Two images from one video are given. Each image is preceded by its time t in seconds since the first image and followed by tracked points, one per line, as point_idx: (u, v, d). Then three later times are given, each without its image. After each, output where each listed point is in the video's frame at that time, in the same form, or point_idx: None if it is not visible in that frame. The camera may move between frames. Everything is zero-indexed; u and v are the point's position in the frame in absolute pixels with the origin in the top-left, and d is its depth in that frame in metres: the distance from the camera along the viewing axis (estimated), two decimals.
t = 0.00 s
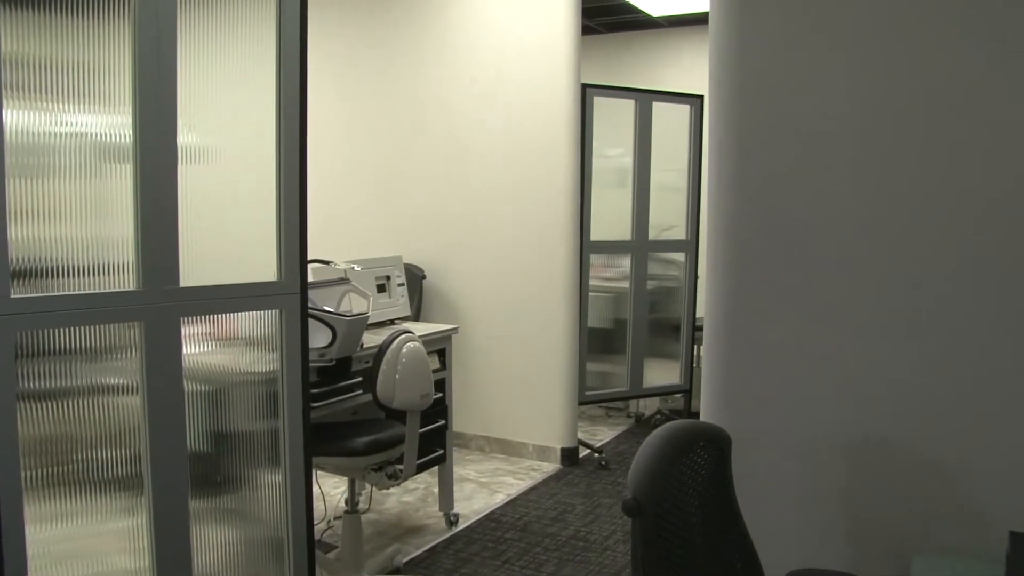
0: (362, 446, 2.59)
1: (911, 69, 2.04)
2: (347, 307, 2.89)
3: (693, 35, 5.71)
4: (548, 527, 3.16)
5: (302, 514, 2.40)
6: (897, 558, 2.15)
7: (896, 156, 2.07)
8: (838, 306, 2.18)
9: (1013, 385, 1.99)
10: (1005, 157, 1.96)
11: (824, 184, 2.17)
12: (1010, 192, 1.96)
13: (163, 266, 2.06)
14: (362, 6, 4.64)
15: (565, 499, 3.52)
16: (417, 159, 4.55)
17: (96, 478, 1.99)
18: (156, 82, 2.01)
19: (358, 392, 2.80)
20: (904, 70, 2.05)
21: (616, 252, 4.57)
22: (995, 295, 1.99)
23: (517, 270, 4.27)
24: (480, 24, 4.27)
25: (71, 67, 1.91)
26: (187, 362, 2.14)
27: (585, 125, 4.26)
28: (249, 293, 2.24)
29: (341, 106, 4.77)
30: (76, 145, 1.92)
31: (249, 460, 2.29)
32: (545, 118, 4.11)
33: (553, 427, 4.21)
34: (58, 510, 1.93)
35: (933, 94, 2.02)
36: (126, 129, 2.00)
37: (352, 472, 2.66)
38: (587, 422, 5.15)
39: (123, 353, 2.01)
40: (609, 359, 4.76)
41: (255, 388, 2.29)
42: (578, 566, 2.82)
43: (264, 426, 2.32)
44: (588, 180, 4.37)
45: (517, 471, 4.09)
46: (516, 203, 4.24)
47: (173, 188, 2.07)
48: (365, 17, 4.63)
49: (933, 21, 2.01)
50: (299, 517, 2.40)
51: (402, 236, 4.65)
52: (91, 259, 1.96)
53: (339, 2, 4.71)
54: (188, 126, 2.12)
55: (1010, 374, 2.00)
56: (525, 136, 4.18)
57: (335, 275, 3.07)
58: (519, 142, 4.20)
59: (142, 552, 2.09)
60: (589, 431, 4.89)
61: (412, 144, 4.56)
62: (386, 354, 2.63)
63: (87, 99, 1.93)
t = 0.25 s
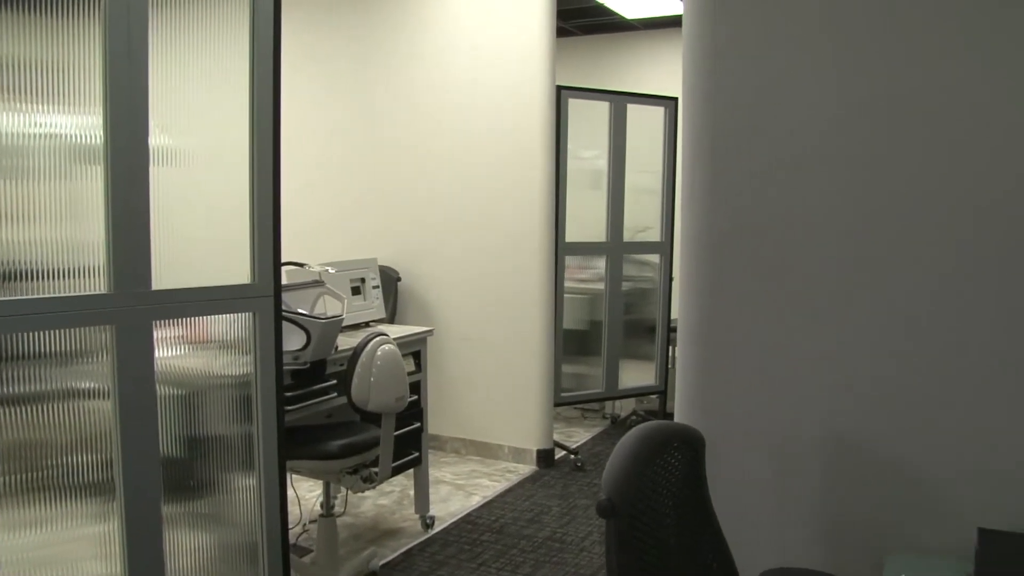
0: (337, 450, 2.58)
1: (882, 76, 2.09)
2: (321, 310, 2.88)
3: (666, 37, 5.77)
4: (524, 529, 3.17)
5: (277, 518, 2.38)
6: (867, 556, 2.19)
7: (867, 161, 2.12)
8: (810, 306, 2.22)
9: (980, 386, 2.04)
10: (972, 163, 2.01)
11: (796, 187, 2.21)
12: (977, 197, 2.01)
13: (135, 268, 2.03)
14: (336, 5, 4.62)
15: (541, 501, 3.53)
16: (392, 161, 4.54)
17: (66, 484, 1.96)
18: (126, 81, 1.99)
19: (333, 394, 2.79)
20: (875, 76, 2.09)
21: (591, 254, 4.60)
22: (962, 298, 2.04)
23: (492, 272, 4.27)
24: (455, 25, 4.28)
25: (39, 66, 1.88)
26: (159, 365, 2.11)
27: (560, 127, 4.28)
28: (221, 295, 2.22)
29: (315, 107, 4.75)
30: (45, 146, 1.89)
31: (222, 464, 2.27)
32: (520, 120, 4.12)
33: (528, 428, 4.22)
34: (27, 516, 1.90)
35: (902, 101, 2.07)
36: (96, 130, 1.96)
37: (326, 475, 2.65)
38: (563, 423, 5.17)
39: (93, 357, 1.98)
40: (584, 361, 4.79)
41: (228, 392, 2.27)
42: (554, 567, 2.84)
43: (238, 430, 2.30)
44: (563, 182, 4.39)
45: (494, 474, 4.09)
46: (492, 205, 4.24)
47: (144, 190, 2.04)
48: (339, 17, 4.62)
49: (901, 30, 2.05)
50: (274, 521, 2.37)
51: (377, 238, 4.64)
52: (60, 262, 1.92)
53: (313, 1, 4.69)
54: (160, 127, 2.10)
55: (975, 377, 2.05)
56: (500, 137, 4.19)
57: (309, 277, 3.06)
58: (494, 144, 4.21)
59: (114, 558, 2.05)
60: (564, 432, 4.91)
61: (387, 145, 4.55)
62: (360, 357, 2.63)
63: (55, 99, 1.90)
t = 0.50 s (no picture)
0: (300, 455, 2.56)
1: (840, 83, 2.10)
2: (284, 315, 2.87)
3: (630, 42, 5.85)
4: (489, 533, 3.18)
5: (240, 526, 2.35)
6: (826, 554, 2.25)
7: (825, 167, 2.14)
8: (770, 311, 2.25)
9: (952, 392, 2.04)
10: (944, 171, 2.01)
11: (756, 193, 2.23)
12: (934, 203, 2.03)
13: (93, 273, 1.99)
14: (299, 7, 4.60)
15: (506, 505, 3.54)
16: (355, 164, 4.52)
17: (22, 494, 1.91)
18: (84, 83, 1.95)
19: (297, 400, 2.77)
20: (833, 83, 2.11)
21: (555, 258, 4.64)
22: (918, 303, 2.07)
23: (456, 277, 4.28)
24: (418, 29, 4.29)
25: None
26: (118, 371, 2.08)
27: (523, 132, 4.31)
28: (182, 300, 2.19)
29: (278, 110, 4.72)
30: None
31: (184, 472, 2.24)
32: (484, 125, 4.14)
33: (493, 432, 4.23)
34: None
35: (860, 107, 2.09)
36: (54, 133, 1.93)
37: (290, 481, 2.63)
38: (528, 426, 5.20)
39: (51, 363, 1.94)
40: (549, 364, 4.83)
41: (190, 398, 2.24)
42: (519, 570, 2.85)
43: (200, 437, 2.27)
44: (527, 187, 4.42)
45: (459, 478, 4.10)
46: (455, 210, 4.25)
47: (102, 193, 2.01)
48: (301, 19, 4.59)
49: (855, 36, 2.07)
50: (237, 528, 2.35)
51: (339, 242, 4.62)
52: (16, 267, 1.88)
53: (276, 2, 4.66)
54: (118, 129, 2.07)
55: (931, 380, 2.07)
56: (462, 143, 4.21)
57: (272, 282, 3.04)
58: (457, 149, 4.22)
59: (73, 570, 2.00)
60: (530, 436, 4.94)
61: (351, 148, 4.53)
62: (323, 363, 2.62)
63: (10, 101, 1.86)
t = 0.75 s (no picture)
0: (269, 460, 2.55)
1: (806, 86, 2.09)
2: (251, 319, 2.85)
3: (600, 45, 5.90)
4: (460, 537, 3.19)
5: (208, 531, 2.34)
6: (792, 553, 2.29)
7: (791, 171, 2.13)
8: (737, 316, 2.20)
9: (940, 397, 2.01)
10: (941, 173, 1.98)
11: (723, 195, 2.20)
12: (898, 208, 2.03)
13: (58, 277, 1.96)
14: (266, 7, 4.56)
15: (476, 508, 3.55)
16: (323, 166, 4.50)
17: None
18: (47, 84, 1.92)
19: (265, 404, 2.75)
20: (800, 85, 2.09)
21: (524, 261, 4.67)
22: (884, 308, 2.06)
23: (425, 281, 4.28)
24: (386, 31, 4.28)
25: None
26: (83, 377, 2.04)
27: (491, 135, 4.33)
28: (148, 304, 2.17)
29: (243, 111, 4.68)
30: None
31: (151, 477, 2.21)
32: (452, 128, 4.15)
33: (461, 436, 4.24)
34: None
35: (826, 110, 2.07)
36: (17, 133, 1.89)
37: (258, 486, 2.61)
38: (499, 429, 5.22)
39: (15, 369, 1.90)
40: (519, 368, 4.87)
41: (156, 403, 2.22)
42: (489, 573, 2.86)
43: (166, 442, 2.25)
44: (496, 190, 4.44)
45: (429, 481, 4.10)
46: (424, 213, 4.26)
47: (66, 195, 1.98)
48: (267, 19, 4.56)
49: (855, 36, 2.03)
50: (205, 534, 2.33)
51: (306, 244, 4.59)
52: None
53: (242, 3, 4.62)
54: (82, 130, 2.04)
55: (925, 383, 2.03)
56: (430, 147, 4.21)
57: (239, 285, 3.01)
58: (425, 152, 4.23)
59: None
60: (500, 439, 4.95)
61: (318, 150, 4.51)
62: (291, 367, 2.61)
63: None
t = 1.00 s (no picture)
0: (232, 466, 2.52)
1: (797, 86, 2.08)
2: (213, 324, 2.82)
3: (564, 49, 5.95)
4: (426, 541, 3.19)
5: (170, 539, 2.30)
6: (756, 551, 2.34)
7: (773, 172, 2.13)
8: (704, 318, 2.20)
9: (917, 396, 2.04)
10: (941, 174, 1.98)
11: (689, 199, 2.22)
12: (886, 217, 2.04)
13: (14, 281, 1.92)
14: (227, 8, 4.51)
15: (442, 512, 3.55)
16: (285, 168, 4.47)
17: None
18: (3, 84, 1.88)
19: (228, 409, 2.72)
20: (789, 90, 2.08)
21: (489, 265, 4.68)
22: (866, 308, 2.07)
23: (390, 284, 4.27)
24: (349, 33, 4.27)
25: None
26: (40, 383, 2.00)
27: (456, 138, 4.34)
28: (108, 308, 2.13)
29: (203, 112, 4.62)
30: None
31: (111, 485, 2.17)
32: (416, 132, 4.15)
33: (426, 439, 4.24)
34: None
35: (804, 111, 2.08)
36: None
37: (221, 492, 2.58)
38: (464, 432, 5.22)
39: None
40: (484, 370, 4.88)
41: (116, 409, 2.18)
42: None
43: (127, 449, 2.20)
44: (461, 193, 4.45)
45: (394, 486, 4.08)
46: (388, 216, 4.25)
47: (23, 198, 1.93)
48: (228, 19, 4.51)
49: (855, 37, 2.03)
50: (166, 541, 2.29)
51: (268, 247, 4.55)
52: None
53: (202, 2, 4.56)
54: (39, 131, 1.99)
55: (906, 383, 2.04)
56: (393, 150, 4.21)
57: (200, 290, 2.98)
58: (388, 155, 4.22)
59: None
60: (466, 442, 4.95)
61: (281, 153, 4.47)
62: (254, 372, 2.59)
63: None
